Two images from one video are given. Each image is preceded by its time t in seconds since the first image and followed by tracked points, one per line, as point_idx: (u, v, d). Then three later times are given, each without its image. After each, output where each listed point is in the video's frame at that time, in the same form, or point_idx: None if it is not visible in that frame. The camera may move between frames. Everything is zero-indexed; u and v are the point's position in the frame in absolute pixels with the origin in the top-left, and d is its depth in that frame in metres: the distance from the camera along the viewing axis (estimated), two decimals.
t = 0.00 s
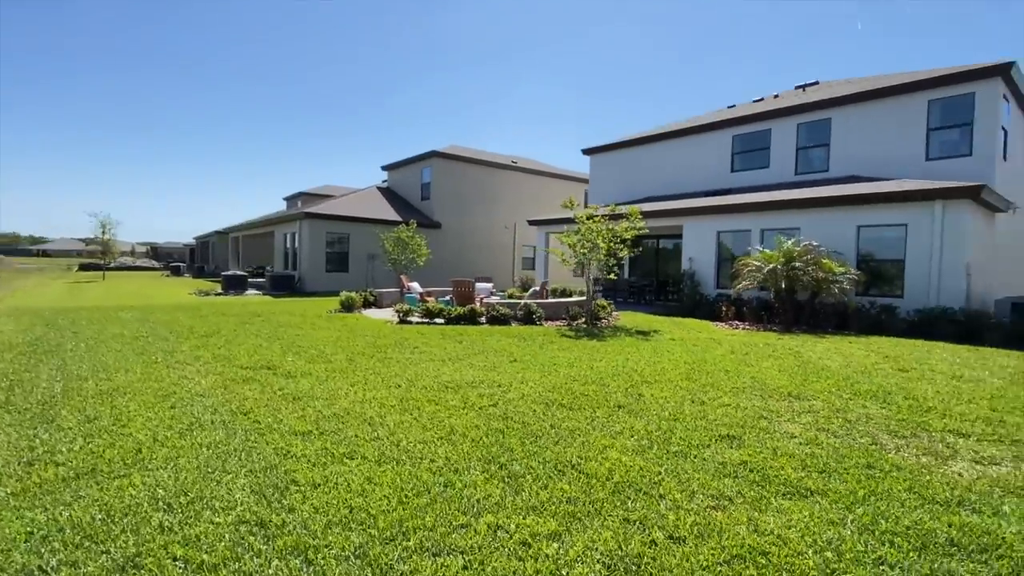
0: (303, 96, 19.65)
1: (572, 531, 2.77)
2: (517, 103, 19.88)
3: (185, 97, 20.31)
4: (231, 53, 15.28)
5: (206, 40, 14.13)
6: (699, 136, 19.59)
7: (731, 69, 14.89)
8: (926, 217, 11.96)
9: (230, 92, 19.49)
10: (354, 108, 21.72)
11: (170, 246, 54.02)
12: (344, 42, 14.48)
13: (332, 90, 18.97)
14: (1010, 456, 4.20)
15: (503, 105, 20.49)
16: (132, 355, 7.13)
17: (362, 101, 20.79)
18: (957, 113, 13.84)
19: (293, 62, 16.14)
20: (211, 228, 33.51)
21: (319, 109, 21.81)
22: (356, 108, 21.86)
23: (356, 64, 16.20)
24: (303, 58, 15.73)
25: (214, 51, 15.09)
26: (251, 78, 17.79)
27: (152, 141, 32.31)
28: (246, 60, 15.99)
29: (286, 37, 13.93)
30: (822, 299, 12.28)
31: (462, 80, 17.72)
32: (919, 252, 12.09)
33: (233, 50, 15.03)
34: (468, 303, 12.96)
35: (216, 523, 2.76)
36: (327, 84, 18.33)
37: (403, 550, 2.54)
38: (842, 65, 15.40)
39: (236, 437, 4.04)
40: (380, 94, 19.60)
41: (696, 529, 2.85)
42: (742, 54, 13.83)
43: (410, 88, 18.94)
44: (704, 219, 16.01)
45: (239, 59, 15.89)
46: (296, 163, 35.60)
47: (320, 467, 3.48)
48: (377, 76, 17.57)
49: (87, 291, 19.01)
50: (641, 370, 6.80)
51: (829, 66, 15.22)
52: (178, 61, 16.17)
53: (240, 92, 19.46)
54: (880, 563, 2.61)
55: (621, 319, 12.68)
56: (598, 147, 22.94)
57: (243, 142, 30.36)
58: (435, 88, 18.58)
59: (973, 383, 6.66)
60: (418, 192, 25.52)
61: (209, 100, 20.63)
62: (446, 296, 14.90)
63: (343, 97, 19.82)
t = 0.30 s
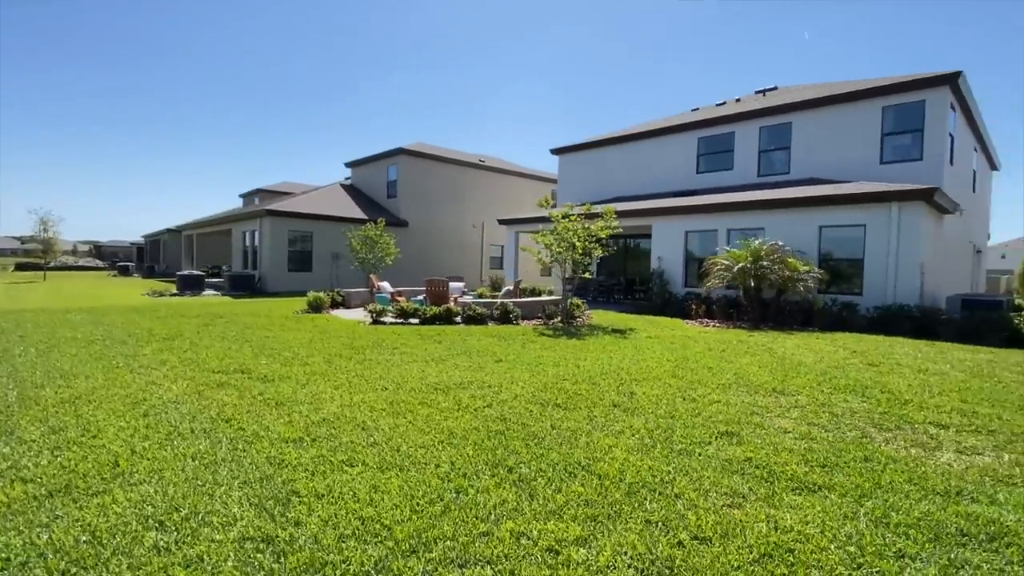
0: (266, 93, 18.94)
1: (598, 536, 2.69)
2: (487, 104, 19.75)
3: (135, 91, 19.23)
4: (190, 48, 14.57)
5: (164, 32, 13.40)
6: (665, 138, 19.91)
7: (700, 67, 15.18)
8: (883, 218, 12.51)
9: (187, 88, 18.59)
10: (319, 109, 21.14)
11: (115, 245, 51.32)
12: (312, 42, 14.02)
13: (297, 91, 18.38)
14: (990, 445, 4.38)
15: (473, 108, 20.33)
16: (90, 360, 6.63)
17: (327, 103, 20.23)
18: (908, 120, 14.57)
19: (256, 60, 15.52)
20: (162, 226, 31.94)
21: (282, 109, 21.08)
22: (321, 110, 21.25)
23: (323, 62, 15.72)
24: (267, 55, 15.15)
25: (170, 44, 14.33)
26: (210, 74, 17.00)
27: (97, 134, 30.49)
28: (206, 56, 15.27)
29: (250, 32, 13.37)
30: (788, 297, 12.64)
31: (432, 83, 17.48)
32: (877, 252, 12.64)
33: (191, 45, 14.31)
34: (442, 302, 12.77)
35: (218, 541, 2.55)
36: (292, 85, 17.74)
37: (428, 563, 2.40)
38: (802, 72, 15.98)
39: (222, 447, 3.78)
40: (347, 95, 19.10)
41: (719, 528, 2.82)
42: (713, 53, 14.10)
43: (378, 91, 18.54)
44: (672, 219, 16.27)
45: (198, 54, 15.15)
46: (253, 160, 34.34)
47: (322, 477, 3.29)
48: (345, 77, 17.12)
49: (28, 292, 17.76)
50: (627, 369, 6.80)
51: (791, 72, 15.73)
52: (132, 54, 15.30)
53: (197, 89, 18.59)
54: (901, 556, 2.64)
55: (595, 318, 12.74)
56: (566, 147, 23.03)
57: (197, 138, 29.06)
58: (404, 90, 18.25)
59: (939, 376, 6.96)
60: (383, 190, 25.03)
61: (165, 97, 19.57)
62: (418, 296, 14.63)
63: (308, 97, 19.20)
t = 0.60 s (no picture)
0: (237, 89, 18.37)
1: (624, 543, 2.66)
2: (464, 104, 19.61)
3: (97, 82, 18.40)
4: (157, 40, 14.01)
5: (134, 21, 12.89)
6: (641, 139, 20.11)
7: (678, 67, 15.41)
8: (854, 219, 12.91)
9: (152, 82, 17.87)
10: (291, 109, 20.64)
11: (70, 244, 49.20)
12: (288, 37, 13.66)
13: (269, 87, 17.88)
14: (977, 442, 4.53)
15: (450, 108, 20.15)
16: (59, 367, 6.26)
17: (300, 102, 19.77)
18: (875, 125, 15.07)
19: (227, 54, 15.03)
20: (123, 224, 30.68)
21: (252, 106, 20.49)
22: (293, 110, 20.74)
23: (298, 59, 15.34)
24: (240, 51, 14.69)
25: (136, 34, 13.75)
26: (178, 68, 16.39)
27: (50, 130, 29.05)
28: (173, 49, 14.71)
29: (224, 23, 12.94)
30: (764, 297, 12.88)
31: (410, 82, 17.26)
32: (848, 253, 13.03)
33: (159, 36, 13.76)
34: (423, 303, 12.61)
35: (231, 561, 2.41)
36: (264, 81, 17.26)
37: None
38: (775, 77, 16.39)
39: (218, 458, 3.61)
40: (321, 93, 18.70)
41: (741, 532, 2.82)
42: (690, 53, 14.34)
43: (354, 89, 18.20)
44: (650, 219, 16.45)
45: (165, 47, 14.59)
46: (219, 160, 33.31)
47: (330, 488, 3.16)
48: (319, 74, 16.74)
49: None
50: (619, 370, 6.82)
51: (765, 76, 16.10)
52: (95, 44, 14.61)
53: (163, 84, 17.90)
54: (919, 554, 2.68)
55: (577, 318, 12.77)
56: (543, 147, 23.04)
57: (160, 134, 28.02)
58: (381, 88, 17.99)
59: (916, 373, 7.21)
60: (358, 188, 24.60)
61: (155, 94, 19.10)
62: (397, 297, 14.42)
63: (283, 94, 18.71)
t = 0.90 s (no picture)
0: (210, 85, 17.86)
1: (659, 547, 2.64)
2: (445, 103, 19.46)
3: (61, 75, 17.69)
4: (127, 30, 13.51)
5: (108, 10, 12.44)
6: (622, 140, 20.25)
7: (660, 67, 15.62)
8: (832, 220, 13.24)
9: (121, 76, 17.22)
10: (267, 105, 20.18)
11: (29, 242, 47.06)
12: (268, 30, 13.33)
13: (245, 82, 17.43)
14: (972, 437, 4.68)
15: (431, 107, 19.99)
16: (35, 374, 5.96)
17: (277, 99, 19.33)
18: (850, 128, 15.49)
19: (203, 48, 14.59)
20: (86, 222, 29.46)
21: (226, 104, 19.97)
22: (270, 107, 20.29)
23: (276, 55, 14.99)
24: (222, 46, 14.33)
25: (105, 24, 13.23)
26: (150, 62, 15.86)
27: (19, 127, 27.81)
28: (144, 42, 14.21)
29: (200, 13, 12.56)
30: (746, 296, 13.06)
31: (393, 79, 17.08)
32: (826, 253, 13.36)
33: (131, 27, 13.29)
34: (409, 304, 12.46)
35: None
36: (240, 76, 16.81)
37: None
38: (753, 80, 16.72)
39: (226, 467, 3.48)
40: (299, 90, 18.32)
41: (770, 533, 2.84)
42: (672, 52, 14.53)
43: (333, 85, 17.90)
44: (633, 220, 16.57)
45: (136, 39, 14.08)
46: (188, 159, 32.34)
47: (352, 496, 3.07)
48: (298, 70, 16.40)
49: None
50: (616, 370, 6.83)
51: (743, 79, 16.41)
52: (62, 35, 14.05)
53: (134, 77, 17.29)
54: (943, 550, 2.74)
55: (563, 318, 12.77)
56: (524, 146, 23.01)
57: (127, 130, 27.07)
58: (363, 83, 17.76)
59: (900, 371, 7.41)
60: (335, 186, 24.17)
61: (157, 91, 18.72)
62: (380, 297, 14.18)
63: (261, 90, 18.27)
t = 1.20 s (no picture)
0: (186, 84, 17.36)
1: (694, 555, 2.64)
2: (430, 102, 19.30)
3: (33, 74, 17.09)
4: (100, 24, 13.03)
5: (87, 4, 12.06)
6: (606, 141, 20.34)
7: (647, 68, 15.74)
8: (814, 222, 13.51)
9: (93, 71, 16.61)
10: (245, 103, 19.70)
11: None
12: (251, 26, 13.03)
13: (224, 80, 17.00)
14: (969, 436, 4.81)
15: (415, 106, 19.80)
16: (17, 383, 5.70)
17: (257, 96, 18.90)
18: (829, 132, 15.84)
19: (181, 45, 14.17)
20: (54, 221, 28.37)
21: (203, 103, 19.45)
22: (250, 104, 19.84)
23: (259, 52, 14.66)
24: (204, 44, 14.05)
25: (77, 19, 12.75)
26: (123, 59, 15.33)
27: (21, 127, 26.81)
28: (118, 37, 13.74)
29: (179, 8, 12.18)
30: (731, 297, 13.22)
31: (378, 78, 16.87)
32: (809, 254, 13.62)
33: (104, 21, 12.83)
34: (397, 306, 12.30)
35: None
36: (219, 74, 16.39)
37: None
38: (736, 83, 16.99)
39: (239, 479, 3.36)
40: (280, 87, 17.94)
41: (799, 538, 2.87)
42: (658, 53, 14.65)
43: (316, 83, 17.59)
44: (619, 221, 16.66)
45: (110, 35, 13.62)
46: (161, 160, 31.43)
47: (377, 508, 3.00)
48: (280, 67, 16.07)
49: None
50: (615, 372, 6.83)
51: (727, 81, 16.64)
52: (34, 31, 13.56)
53: (106, 74, 16.71)
54: (966, 551, 2.81)
55: (553, 319, 12.76)
56: (508, 146, 22.94)
57: (97, 128, 26.16)
58: (347, 80, 17.51)
59: (888, 370, 7.60)
60: (316, 185, 23.76)
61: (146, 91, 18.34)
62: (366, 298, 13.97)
63: (242, 88, 17.90)
